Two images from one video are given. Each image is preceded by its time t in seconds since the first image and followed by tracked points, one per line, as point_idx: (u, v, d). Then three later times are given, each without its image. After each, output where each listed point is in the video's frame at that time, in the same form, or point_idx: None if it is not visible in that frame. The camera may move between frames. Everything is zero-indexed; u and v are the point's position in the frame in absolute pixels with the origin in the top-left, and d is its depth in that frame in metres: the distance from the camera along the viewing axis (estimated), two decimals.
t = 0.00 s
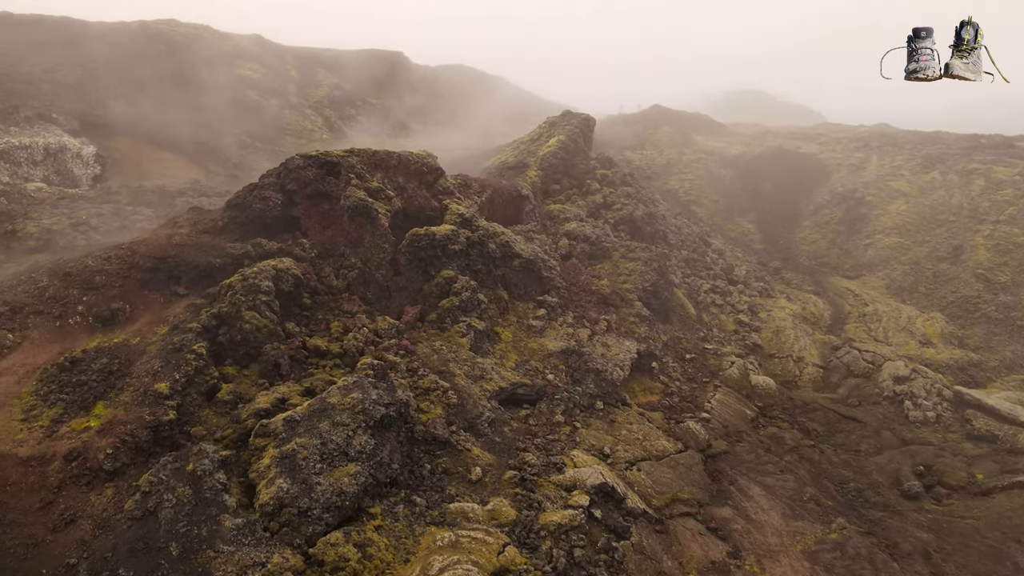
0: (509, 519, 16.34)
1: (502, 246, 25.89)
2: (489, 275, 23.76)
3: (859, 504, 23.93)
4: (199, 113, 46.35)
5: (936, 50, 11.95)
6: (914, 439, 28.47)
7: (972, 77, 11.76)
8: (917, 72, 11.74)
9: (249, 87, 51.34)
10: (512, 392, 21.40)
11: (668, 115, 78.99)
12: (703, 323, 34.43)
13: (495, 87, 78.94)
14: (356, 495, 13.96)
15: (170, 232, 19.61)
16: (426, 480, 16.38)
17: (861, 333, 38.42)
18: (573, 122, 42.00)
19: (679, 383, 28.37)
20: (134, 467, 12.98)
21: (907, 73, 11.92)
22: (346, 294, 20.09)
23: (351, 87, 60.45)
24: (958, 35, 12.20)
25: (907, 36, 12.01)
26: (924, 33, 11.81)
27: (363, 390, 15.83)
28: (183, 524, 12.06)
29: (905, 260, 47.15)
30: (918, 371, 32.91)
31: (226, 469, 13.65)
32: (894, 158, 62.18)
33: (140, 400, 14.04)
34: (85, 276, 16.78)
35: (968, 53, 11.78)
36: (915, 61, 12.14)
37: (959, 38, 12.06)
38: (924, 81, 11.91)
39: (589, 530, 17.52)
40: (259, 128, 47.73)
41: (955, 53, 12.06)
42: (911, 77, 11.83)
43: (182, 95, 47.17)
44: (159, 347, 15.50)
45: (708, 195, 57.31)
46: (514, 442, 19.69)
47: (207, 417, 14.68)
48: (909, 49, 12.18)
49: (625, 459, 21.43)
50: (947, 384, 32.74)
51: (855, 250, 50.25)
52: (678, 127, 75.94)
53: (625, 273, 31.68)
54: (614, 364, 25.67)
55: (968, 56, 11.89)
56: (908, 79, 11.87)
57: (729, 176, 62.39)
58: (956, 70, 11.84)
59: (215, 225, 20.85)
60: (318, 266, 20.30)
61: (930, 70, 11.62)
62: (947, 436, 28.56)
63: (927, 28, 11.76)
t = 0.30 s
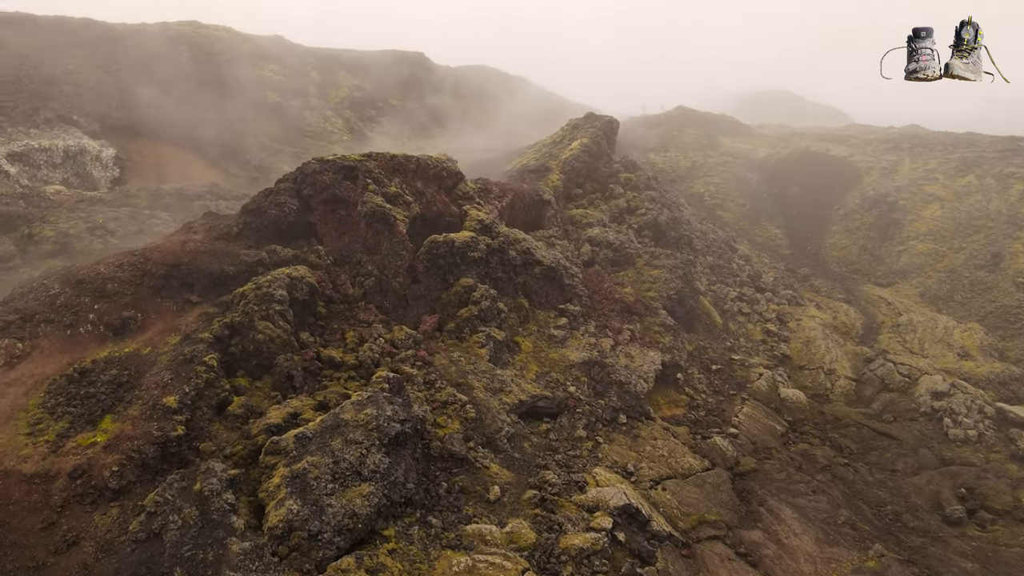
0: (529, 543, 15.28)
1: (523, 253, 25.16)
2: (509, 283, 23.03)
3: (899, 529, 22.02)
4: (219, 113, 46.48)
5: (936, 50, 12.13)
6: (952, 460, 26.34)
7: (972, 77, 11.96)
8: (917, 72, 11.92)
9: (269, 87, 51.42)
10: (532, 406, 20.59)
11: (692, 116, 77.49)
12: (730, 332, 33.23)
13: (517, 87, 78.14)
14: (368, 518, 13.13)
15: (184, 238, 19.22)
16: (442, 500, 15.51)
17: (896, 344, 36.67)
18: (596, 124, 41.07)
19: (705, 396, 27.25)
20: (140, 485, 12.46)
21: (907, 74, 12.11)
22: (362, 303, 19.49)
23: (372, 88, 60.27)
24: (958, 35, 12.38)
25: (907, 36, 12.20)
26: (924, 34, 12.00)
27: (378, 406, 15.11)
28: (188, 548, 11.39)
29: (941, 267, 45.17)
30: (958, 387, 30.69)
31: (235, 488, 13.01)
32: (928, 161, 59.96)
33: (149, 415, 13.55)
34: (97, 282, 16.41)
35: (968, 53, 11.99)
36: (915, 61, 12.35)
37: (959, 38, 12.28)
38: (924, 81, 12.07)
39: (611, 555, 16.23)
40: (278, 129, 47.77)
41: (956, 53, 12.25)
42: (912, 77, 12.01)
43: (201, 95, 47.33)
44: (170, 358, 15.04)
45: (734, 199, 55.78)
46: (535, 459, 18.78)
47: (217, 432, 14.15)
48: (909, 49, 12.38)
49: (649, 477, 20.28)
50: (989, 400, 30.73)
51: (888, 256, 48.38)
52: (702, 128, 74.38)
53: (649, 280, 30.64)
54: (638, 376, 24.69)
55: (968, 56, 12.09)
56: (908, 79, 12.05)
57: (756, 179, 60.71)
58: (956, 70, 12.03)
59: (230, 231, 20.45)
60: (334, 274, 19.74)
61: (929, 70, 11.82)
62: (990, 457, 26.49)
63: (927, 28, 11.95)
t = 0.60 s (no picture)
0: (545, 569, 14.17)
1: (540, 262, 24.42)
2: (526, 292, 22.28)
3: (936, 557, 20.38)
4: (234, 115, 46.46)
5: (937, 50, 12.31)
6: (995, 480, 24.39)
7: (972, 77, 12.12)
8: (918, 72, 12.09)
9: (285, 88, 51.35)
10: (549, 420, 19.80)
11: (713, 118, 76.05)
12: (753, 342, 32.07)
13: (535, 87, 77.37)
14: (377, 544, 12.33)
15: (193, 244, 18.79)
16: (456, 523, 14.66)
17: (928, 355, 35.04)
18: (616, 127, 40.18)
19: (729, 409, 26.18)
20: (141, 507, 11.90)
21: (907, 74, 12.31)
22: (375, 312, 18.87)
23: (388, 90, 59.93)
24: (958, 35, 12.56)
25: (907, 36, 12.38)
26: (925, 34, 12.18)
27: (388, 424, 14.38)
28: None
29: (974, 274, 43.32)
30: (996, 402, 28.65)
31: (239, 511, 12.38)
32: (958, 164, 57.98)
33: (152, 431, 13.03)
34: (104, 291, 16.00)
35: (967, 53, 12.16)
36: (916, 61, 12.53)
37: (959, 38, 12.45)
38: (925, 81, 12.25)
39: None
40: (293, 131, 47.72)
41: (956, 54, 12.43)
42: (912, 77, 12.20)
43: (218, 96, 47.40)
44: (175, 371, 14.52)
45: (756, 203, 54.35)
46: (551, 477, 17.88)
47: (223, 449, 13.58)
48: (910, 49, 12.56)
49: (671, 497, 19.10)
50: None
51: (917, 263, 46.66)
52: (723, 130, 72.93)
53: (670, 288, 29.66)
54: (659, 389, 23.71)
55: (968, 56, 12.26)
56: (909, 79, 12.23)
57: (779, 183, 59.12)
58: (956, 70, 12.22)
59: (241, 238, 20.02)
60: (346, 282, 19.13)
61: (929, 70, 12.00)
62: None
63: (927, 28, 12.13)
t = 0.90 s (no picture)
0: None
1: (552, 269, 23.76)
2: (538, 300, 21.62)
3: None
4: (243, 117, 46.37)
5: (936, 50, 12.84)
6: None
7: (972, 76, 12.72)
8: (919, 71, 12.64)
9: (295, 89, 51.27)
10: (561, 433, 19.10)
11: (728, 119, 74.91)
12: (771, 351, 31.15)
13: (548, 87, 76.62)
14: (382, 569, 11.65)
15: (197, 251, 18.47)
16: (464, 545, 13.94)
17: (953, 366, 33.80)
18: (630, 129, 39.42)
19: (747, 421, 25.30)
20: (136, 528, 11.38)
21: (909, 72, 12.84)
22: (382, 321, 18.31)
23: (399, 91, 59.58)
24: (958, 36, 13.06)
25: (908, 37, 12.95)
26: (926, 34, 12.72)
27: (395, 441, 13.76)
28: None
29: (1000, 280, 41.92)
30: None
31: (238, 533, 11.82)
32: (981, 168, 56.51)
33: (150, 447, 12.56)
34: (105, 300, 15.84)
35: (967, 54, 12.78)
36: (916, 60, 13.06)
37: (959, 39, 13.08)
38: (925, 80, 12.80)
39: None
40: (303, 132, 47.62)
41: (956, 53, 13.04)
42: (913, 76, 12.74)
43: (228, 97, 47.36)
44: (176, 383, 14.06)
45: (773, 206, 53.28)
46: (564, 494, 17.13)
47: (224, 466, 13.05)
48: (911, 48, 13.10)
49: (688, 517, 18.20)
50: None
51: (939, 269, 45.33)
52: (739, 132, 71.77)
53: (685, 296, 28.83)
54: (675, 402, 22.87)
55: (968, 56, 12.86)
56: (910, 78, 12.80)
57: (796, 185, 57.89)
58: (956, 69, 12.84)
59: (246, 245, 19.66)
60: (352, 290, 18.63)
61: (930, 70, 12.58)
62: None
63: (927, 29, 12.70)
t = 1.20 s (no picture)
0: None
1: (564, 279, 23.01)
2: (550, 311, 20.86)
3: None
4: (253, 118, 46.10)
5: (937, 50, 12.90)
6: None
7: (972, 76, 12.77)
8: (919, 71, 12.71)
9: (304, 91, 51.00)
10: (574, 450, 18.33)
11: (743, 121, 73.65)
12: (791, 362, 30.13)
13: (560, 88, 75.77)
14: None
15: (200, 260, 18.03)
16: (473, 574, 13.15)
17: (981, 378, 32.47)
18: (645, 132, 38.53)
19: (766, 437, 24.32)
20: (128, 556, 10.84)
21: (909, 74, 12.94)
22: (389, 333, 17.69)
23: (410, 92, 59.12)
24: (957, 37, 13.13)
25: (907, 37, 13.03)
26: (925, 34, 12.82)
27: (400, 463, 13.03)
28: None
29: None
30: None
31: (235, 562, 11.16)
32: (1005, 173, 54.98)
33: (144, 469, 12.01)
34: (103, 310, 15.42)
35: (967, 54, 12.81)
36: (917, 61, 13.13)
37: (960, 38, 13.10)
38: (926, 80, 12.87)
39: None
40: (312, 134, 47.35)
41: (956, 53, 13.07)
42: (913, 77, 12.82)
43: (237, 99, 47.18)
44: (173, 400, 13.54)
45: (790, 211, 52.08)
46: (577, 517, 16.28)
47: (222, 488, 12.44)
48: (911, 49, 13.20)
49: (708, 540, 17.23)
50: None
51: (963, 276, 43.86)
52: (754, 134, 70.50)
53: (702, 306, 27.89)
54: (692, 417, 21.96)
55: (968, 56, 12.88)
56: (909, 78, 12.87)
57: (814, 189, 56.57)
58: (956, 70, 12.87)
59: (250, 253, 19.15)
60: (359, 301, 18.04)
61: (930, 70, 12.62)
62: None
63: (927, 29, 12.76)
